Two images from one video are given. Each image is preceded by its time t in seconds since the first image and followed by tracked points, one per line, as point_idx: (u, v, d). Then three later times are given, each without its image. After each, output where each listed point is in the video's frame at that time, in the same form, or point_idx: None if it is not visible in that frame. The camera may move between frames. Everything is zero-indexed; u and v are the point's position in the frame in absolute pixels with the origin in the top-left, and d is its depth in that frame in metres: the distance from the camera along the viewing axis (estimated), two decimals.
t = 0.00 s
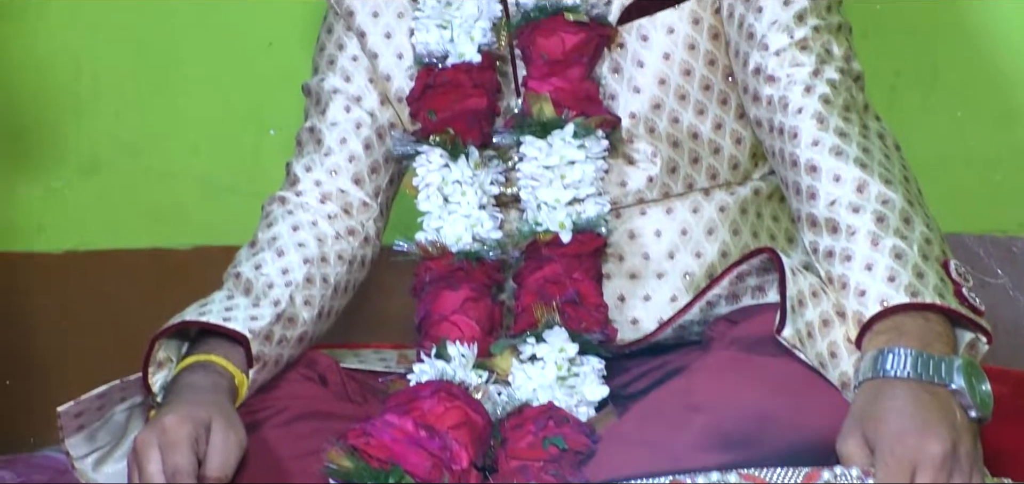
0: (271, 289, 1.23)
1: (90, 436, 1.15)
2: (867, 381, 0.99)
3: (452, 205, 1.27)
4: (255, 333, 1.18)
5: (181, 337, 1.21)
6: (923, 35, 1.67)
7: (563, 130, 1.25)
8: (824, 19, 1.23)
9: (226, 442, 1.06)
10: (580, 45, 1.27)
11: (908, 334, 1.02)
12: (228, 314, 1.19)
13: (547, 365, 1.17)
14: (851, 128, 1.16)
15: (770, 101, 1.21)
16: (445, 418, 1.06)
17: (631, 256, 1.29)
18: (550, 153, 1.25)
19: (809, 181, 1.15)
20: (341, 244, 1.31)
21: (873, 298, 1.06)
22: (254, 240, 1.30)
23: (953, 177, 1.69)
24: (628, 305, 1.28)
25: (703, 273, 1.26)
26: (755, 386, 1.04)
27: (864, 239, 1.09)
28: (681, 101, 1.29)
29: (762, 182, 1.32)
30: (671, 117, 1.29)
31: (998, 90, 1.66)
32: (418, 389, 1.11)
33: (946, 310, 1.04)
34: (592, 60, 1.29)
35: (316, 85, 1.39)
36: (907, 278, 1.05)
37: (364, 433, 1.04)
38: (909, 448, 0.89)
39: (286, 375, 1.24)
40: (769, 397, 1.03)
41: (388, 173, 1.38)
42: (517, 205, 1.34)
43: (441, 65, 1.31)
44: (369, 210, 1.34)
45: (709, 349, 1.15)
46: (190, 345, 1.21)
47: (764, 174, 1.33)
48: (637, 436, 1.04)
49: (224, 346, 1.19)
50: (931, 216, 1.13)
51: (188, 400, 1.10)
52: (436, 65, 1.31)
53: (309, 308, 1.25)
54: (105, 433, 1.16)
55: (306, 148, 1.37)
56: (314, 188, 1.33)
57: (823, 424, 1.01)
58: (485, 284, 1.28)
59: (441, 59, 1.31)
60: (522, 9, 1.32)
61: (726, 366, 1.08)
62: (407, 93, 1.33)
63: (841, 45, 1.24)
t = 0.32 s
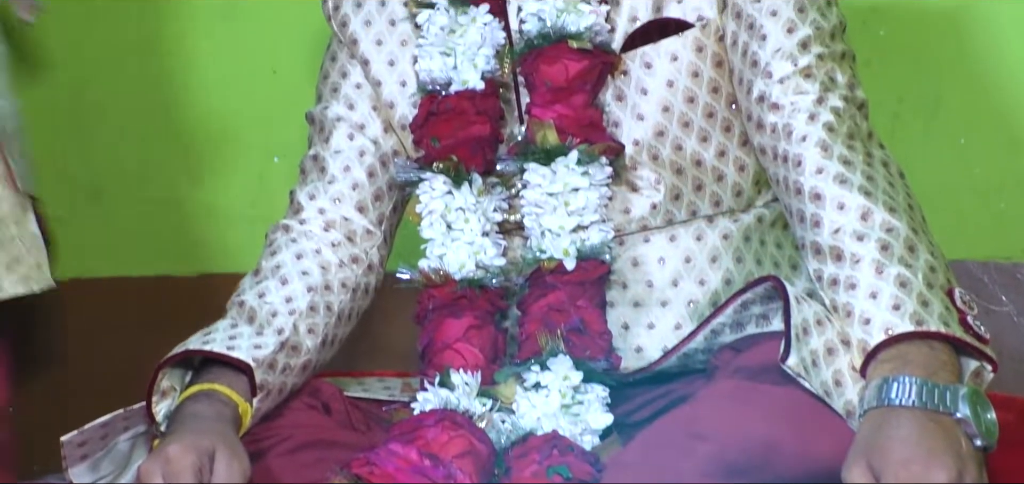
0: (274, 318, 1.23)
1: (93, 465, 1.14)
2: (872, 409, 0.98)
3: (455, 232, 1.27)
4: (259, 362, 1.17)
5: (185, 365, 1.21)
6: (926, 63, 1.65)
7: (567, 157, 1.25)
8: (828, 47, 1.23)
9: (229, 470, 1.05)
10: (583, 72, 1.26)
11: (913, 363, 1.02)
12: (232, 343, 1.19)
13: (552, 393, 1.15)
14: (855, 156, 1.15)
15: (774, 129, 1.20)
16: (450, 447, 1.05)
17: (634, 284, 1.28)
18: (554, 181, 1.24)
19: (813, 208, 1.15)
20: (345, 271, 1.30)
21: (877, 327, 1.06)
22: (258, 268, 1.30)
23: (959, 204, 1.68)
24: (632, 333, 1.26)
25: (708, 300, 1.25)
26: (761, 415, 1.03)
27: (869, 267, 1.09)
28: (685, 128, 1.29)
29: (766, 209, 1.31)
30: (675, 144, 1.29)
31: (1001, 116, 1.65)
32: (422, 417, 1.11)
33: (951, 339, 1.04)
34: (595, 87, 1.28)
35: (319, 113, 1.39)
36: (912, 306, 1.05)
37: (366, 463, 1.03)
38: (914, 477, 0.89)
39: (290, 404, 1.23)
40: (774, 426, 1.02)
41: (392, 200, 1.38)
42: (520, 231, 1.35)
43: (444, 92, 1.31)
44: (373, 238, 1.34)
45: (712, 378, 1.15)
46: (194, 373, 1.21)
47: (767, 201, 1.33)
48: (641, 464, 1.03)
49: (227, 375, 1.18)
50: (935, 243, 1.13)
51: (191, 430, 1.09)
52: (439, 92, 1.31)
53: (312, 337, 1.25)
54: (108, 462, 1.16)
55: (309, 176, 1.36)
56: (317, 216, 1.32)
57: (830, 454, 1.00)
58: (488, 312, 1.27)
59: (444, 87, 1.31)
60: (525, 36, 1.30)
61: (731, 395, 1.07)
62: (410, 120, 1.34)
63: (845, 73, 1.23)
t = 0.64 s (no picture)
0: (273, 349, 1.22)
1: None
2: (871, 439, 0.97)
3: (454, 261, 1.27)
4: (258, 393, 1.17)
5: (184, 396, 1.20)
6: (925, 92, 1.64)
7: (567, 186, 1.24)
8: (827, 76, 1.22)
9: None
10: (583, 101, 1.26)
11: (913, 392, 1.03)
12: (231, 374, 1.18)
13: (551, 423, 1.14)
14: (855, 186, 1.15)
15: (773, 158, 1.20)
16: (450, 478, 1.04)
17: (634, 314, 1.28)
18: (554, 210, 1.24)
19: (813, 238, 1.15)
20: (344, 301, 1.30)
21: (877, 357, 1.06)
22: (257, 299, 1.30)
23: (957, 234, 1.68)
24: (632, 363, 1.26)
25: (707, 330, 1.24)
26: (761, 444, 1.02)
27: (869, 297, 1.09)
28: (684, 157, 1.28)
29: (764, 238, 1.31)
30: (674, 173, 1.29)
31: (1002, 147, 1.63)
32: (421, 449, 1.10)
33: (952, 370, 1.05)
34: (594, 116, 1.28)
35: (318, 143, 1.39)
36: (912, 337, 1.06)
37: None
38: None
39: (289, 434, 1.22)
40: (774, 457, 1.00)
41: (391, 230, 1.37)
42: (519, 261, 1.34)
43: (443, 120, 1.31)
44: (371, 268, 1.34)
45: (711, 409, 1.15)
46: (193, 404, 1.20)
47: (766, 230, 1.32)
48: None
49: (226, 406, 1.17)
50: (935, 272, 1.14)
51: (189, 461, 1.08)
52: (438, 121, 1.31)
53: (311, 367, 1.24)
54: None
55: (308, 206, 1.36)
56: (317, 246, 1.32)
57: None
58: (487, 342, 1.27)
59: (444, 115, 1.31)
60: (524, 65, 1.29)
61: (730, 425, 1.06)
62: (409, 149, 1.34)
63: (844, 103, 1.23)
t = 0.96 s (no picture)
0: (269, 375, 1.22)
1: None
2: (868, 465, 0.98)
3: (448, 287, 1.27)
4: (254, 419, 1.16)
5: (180, 424, 1.20)
6: (918, 115, 1.64)
7: (562, 212, 1.24)
8: (821, 101, 1.22)
9: None
10: (577, 126, 1.26)
11: (912, 419, 1.02)
12: (226, 401, 1.17)
13: (547, 450, 1.13)
14: (850, 211, 1.15)
15: (769, 184, 1.20)
16: None
17: (629, 339, 1.27)
18: (549, 234, 1.24)
19: (809, 264, 1.15)
20: (339, 329, 1.29)
21: (874, 383, 1.06)
22: (252, 326, 1.29)
23: (952, 259, 1.67)
24: (628, 388, 1.25)
25: (703, 355, 1.24)
26: (758, 471, 1.01)
27: (864, 323, 1.09)
28: (678, 183, 1.28)
29: (759, 262, 1.30)
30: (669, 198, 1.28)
31: (998, 169, 1.63)
32: (417, 475, 1.09)
33: (948, 396, 1.04)
34: (589, 141, 1.28)
35: (313, 169, 1.39)
36: (908, 362, 1.06)
37: None
38: None
39: (284, 461, 1.20)
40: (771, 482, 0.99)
41: (386, 256, 1.37)
42: (514, 285, 1.34)
43: (437, 145, 1.31)
44: (366, 295, 1.33)
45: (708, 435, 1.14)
46: (189, 431, 1.19)
47: (760, 254, 1.31)
48: None
49: (222, 433, 1.16)
50: (930, 298, 1.14)
51: None
52: (432, 146, 1.31)
53: (307, 394, 1.23)
54: None
55: (303, 233, 1.36)
56: (311, 273, 1.32)
57: None
58: (483, 368, 1.25)
59: (438, 140, 1.31)
60: (518, 90, 1.29)
61: (726, 452, 1.05)
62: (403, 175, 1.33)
63: (839, 128, 1.22)
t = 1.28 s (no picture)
0: (267, 409, 1.21)
1: None
2: None
3: (446, 318, 1.26)
4: (252, 453, 1.16)
5: (178, 457, 1.17)
6: (915, 145, 1.63)
7: (560, 242, 1.23)
8: (819, 131, 1.21)
9: None
10: (574, 157, 1.26)
11: (911, 451, 1.03)
12: (225, 434, 1.17)
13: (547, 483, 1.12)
14: (849, 242, 1.15)
15: (767, 215, 1.20)
16: None
17: (628, 371, 1.26)
18: (547, 265, 1.24)
19: (808, 294, 1.15)
20: (338, 361, 1.29)
21: (875, 415, 1.06)
22: (250, 360, 1.29)
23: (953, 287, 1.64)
24: (628, 420, 1.24)
25: (702, 387, 1.23)
26: None
27: (864, 354, 1.09)
28: (677, 213, 1.27)
29: (757, 293, 1.30)
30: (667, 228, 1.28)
31: (996, 200, 1.62)
32: None
33: (947, 427, 1.04)
34: (587, 171, 1.27)
35: (311, 201, 1.39)
36: (908, 394, 1.06)
37: None
38: None
39: None
40: None
41: (383, 287, 1.36)
42: (513, 317, 1.32)
43: (434, 177, 1.30)
44: (364, 327, 1.33)
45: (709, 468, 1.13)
46: (187, 465, 1.16)
47: (759, 284, 1.31)
48: None
49: (221, 467, 1.15)
50: (929, 329, 1.14)
51: None
52: (430, 178, 1.30)
53: (306, 428, 1.23)
54: None
55: (301, 265, 1.36)
56: (309, 305, 1.31)
57: None
58: (482, 400, 1.24)
59: (435, 172, 1.30)
60: (515, 121, 1.29)
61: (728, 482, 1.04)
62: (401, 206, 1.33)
63: (837, 158, 1.22)
